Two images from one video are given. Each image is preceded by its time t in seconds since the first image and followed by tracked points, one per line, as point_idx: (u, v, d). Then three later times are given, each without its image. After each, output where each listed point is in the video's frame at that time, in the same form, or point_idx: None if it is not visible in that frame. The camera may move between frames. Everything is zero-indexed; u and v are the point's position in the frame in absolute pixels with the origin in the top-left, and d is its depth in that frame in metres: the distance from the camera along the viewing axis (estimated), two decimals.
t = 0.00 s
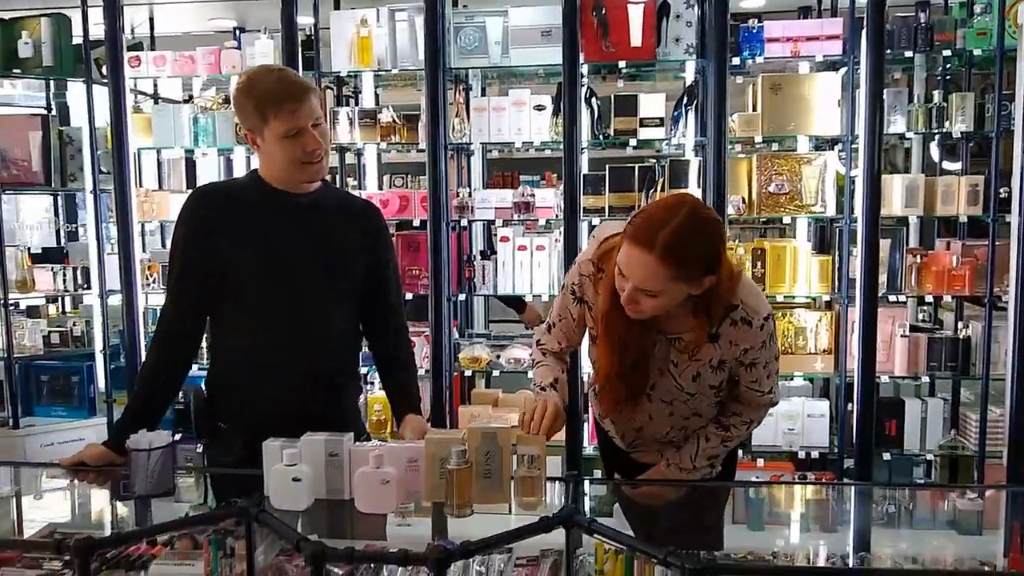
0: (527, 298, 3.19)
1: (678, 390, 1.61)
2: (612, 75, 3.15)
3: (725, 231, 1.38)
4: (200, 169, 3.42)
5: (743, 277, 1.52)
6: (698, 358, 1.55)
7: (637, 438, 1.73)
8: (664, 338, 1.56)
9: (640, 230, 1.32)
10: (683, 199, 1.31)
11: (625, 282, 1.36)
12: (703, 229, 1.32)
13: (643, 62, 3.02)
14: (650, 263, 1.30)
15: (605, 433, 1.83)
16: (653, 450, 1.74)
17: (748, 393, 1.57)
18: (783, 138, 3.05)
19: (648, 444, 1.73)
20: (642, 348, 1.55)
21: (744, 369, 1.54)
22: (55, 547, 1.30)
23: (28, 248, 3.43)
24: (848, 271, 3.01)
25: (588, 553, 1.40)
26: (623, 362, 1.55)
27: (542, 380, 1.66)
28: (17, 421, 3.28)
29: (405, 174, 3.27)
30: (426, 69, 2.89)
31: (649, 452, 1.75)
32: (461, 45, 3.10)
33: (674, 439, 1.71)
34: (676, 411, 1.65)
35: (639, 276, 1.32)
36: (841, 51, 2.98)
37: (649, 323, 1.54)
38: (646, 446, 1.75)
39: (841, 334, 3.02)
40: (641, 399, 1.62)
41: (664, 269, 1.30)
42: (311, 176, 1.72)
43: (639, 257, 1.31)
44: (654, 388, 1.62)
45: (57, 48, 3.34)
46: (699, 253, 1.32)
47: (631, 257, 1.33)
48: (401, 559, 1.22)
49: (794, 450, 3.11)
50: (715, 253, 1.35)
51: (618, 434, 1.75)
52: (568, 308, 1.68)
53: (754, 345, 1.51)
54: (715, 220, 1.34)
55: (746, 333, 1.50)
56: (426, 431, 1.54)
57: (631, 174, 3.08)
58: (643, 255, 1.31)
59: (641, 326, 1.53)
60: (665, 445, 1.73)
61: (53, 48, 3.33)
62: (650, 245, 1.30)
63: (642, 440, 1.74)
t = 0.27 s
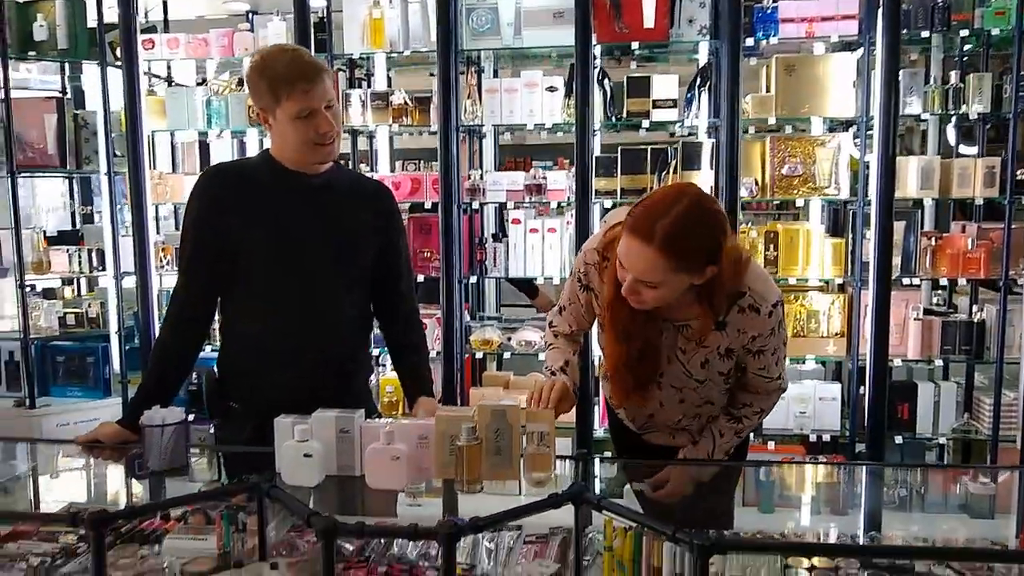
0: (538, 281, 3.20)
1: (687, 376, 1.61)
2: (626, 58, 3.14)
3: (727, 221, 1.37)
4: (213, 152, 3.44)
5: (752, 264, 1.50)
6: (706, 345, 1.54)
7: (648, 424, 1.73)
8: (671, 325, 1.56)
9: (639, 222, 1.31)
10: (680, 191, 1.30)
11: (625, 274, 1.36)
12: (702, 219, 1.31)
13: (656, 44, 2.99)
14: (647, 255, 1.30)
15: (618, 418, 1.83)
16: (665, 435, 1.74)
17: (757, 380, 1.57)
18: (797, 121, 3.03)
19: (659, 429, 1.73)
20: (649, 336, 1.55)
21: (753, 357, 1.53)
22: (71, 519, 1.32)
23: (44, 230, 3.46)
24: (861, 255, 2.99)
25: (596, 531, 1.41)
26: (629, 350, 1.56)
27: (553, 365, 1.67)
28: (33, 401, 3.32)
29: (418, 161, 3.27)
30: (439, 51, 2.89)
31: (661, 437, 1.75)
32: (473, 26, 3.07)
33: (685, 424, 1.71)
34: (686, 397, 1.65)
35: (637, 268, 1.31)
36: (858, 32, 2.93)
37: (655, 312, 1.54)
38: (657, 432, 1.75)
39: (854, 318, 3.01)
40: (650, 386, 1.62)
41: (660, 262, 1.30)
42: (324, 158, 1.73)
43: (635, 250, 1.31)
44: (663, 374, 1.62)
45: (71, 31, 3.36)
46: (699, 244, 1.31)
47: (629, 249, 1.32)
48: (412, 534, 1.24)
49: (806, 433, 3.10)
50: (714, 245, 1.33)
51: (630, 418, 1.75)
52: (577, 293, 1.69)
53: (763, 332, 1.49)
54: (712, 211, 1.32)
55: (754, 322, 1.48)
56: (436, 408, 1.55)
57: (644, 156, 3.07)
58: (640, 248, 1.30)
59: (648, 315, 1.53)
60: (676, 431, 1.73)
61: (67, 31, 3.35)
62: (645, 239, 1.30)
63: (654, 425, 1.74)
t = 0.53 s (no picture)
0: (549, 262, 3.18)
1: (699, 360, 1.59)
2: (637, 36, 3.10)
3: (733, 205, 1.35)
4: (223, 133, 3.43)
5: (764, 248, 1.47)
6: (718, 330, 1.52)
7: (662, 407, 1.72)
8: (682, 310, 1.54)
9: (641, 207, 1.29)
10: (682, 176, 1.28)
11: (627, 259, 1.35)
12: (705, 204, 1.29)
13: (669, 21, 2.97)
14: (650, 240, 1.28)
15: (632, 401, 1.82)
16: (679, 418, 1.73)
17: (769, 365, 1.54)
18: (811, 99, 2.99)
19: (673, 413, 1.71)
20: (657, 320, 1.54)
21: (765, 341, 1.51)
22: (80, 494, 1.33)
23: (55, 211, 3.47)
24: (875, 235, 2.96)
25: (605, 510, 1.41)
26: (637, 335, 1.55)
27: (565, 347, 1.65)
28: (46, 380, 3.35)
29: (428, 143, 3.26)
30: (449, 30, 2.86)
31: (675, 420, 1.74)
32: (482, 4, 3.04)
33: (700, 408, 1.69)
34: (700, 382, 1.63)
35: (640, 253, 1.30)
36: (874, 7, 2.88)
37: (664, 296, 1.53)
38: (672, 415, 1.73)
39: (867, 300, 2.97)
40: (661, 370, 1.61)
41: (661, 248, 1.28)
42: (332, 135, 1.71)
43: (637, 236, 1.29)
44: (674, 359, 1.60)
45: (80, 11, 3.36)
46: (702, 228, 1.29)
47: (632, 234, 1.31)
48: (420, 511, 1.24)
49: (817, 415, 3.08)
50: (718, 231, 1.31)
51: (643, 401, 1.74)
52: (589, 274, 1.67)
53: (776, 317, 1.47)
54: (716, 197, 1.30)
55: (766, 306, 1.46)
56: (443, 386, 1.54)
57: (655, 135, 3.04)
58: (641, 234, 1.29)
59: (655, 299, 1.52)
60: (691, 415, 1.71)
61: (76, 10, 3.35)
62: (646, 224, 1.28)
63: (669, 409, 1.72)
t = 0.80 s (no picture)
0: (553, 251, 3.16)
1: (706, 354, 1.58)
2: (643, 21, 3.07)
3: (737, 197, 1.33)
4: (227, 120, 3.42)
5: (770, 241, 1.46)
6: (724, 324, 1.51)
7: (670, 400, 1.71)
8: (688, 304, 1.53)
9: (643, 200, 1.28)
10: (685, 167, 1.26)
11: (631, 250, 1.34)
12: (709, 195, 1.27)
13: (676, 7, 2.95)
14: (653, 231, 1.27)
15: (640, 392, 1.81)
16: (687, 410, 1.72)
17: (776, 356, 1.53)
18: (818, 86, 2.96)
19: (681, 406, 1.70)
20: (663, 313, 1.53)
21: (772, 334, 1.50)
22: (83, 481, 1.34)
23: (60, 198, 3.47)
24: (882, 224, 2.93)
25: (608, 499, 1.41)
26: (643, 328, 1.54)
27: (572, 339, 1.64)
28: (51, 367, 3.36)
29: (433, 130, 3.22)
30: (452, 16, 2.84)
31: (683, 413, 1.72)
32: None
33: (708, 401, 1.68)
34: (708, 375, 1.61)
35: (642, 246, 1.29)
36: None
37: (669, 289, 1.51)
38: (680, 408, 1.72)
39: (873, 288, 2.96)
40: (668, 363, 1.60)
41: (666, 239, 1.26)
42: (332, 122, 1.69)
43: (641, 225, 1.28)
44: (682, 353, 1.59)
45: None
46: (706, 220, 1.28)
47: (635, 225, 1.29)
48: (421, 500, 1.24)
49: (822, 404, 3.07)
50: (722, 223, 1.29)
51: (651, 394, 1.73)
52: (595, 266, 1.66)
53: (783, 310, 1.46)
54: (718, 187, 1.28)
55: (774, 299, 1.44)
56: (446, 375, 1.53)
57: (661, 122, 3.01)
58: (646, 225, 1.27)
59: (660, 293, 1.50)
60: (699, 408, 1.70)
61: None
62: (651, 215, 1.26)
63: (677, 402, 1.71)
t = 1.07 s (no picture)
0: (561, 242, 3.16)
1: (724, 340, 1.55)
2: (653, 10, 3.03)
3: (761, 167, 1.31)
4: (234, 109, 3.41)
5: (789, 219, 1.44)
6: (744, 306, 1.48)
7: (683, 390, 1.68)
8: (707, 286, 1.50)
9: (670, 164, 1.24)
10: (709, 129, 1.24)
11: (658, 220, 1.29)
12: (737, 155, 1.25)
13: None
14: (681, 197, 1.23)
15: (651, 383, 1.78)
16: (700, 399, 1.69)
17: (793, 343, 1.52)
18: (829, 76, 2.93)
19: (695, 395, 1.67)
20: (683, 294, 1.50)
21: (790, 318, 1.48)
22: (92, 472, 1.34)
23: (67, 187, 3.46)
24: (892, 216, 2.91)
25: (618, 492, 1.41)
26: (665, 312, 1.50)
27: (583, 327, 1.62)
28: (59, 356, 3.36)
29: (439, 120, 3.22)
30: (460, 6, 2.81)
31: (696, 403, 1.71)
32: None
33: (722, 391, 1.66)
34: (724, 363, 1.59)
35: (671, 211, 1.24)
36: None
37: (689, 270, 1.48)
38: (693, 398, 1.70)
39: (883, 280, 2.94)
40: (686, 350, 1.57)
41: (697, 201, 1.22)
42: (340, 112, 1.69)
43: (671, 189, 1.23)
44: (699, 340, 1.56)
45: None
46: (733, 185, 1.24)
47: (661, 192, 1.25)
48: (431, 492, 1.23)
49: (831, 397, 3.06)
50: (751, 186, 1.27)
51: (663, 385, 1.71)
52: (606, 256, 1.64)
53: (801, 293, 1.45)
54: (748, 151, 1.26)
55: (793, 282, 1.43)
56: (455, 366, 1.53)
57: (670, 112, 3.00)
58: (676, 187, 1.23)
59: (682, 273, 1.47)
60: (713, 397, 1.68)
61: None
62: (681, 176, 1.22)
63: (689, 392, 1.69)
